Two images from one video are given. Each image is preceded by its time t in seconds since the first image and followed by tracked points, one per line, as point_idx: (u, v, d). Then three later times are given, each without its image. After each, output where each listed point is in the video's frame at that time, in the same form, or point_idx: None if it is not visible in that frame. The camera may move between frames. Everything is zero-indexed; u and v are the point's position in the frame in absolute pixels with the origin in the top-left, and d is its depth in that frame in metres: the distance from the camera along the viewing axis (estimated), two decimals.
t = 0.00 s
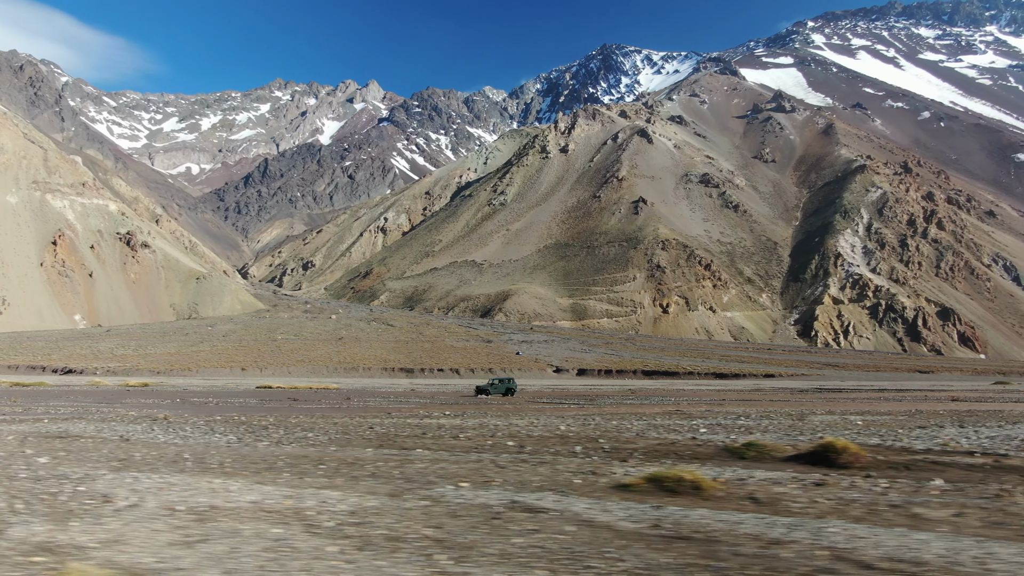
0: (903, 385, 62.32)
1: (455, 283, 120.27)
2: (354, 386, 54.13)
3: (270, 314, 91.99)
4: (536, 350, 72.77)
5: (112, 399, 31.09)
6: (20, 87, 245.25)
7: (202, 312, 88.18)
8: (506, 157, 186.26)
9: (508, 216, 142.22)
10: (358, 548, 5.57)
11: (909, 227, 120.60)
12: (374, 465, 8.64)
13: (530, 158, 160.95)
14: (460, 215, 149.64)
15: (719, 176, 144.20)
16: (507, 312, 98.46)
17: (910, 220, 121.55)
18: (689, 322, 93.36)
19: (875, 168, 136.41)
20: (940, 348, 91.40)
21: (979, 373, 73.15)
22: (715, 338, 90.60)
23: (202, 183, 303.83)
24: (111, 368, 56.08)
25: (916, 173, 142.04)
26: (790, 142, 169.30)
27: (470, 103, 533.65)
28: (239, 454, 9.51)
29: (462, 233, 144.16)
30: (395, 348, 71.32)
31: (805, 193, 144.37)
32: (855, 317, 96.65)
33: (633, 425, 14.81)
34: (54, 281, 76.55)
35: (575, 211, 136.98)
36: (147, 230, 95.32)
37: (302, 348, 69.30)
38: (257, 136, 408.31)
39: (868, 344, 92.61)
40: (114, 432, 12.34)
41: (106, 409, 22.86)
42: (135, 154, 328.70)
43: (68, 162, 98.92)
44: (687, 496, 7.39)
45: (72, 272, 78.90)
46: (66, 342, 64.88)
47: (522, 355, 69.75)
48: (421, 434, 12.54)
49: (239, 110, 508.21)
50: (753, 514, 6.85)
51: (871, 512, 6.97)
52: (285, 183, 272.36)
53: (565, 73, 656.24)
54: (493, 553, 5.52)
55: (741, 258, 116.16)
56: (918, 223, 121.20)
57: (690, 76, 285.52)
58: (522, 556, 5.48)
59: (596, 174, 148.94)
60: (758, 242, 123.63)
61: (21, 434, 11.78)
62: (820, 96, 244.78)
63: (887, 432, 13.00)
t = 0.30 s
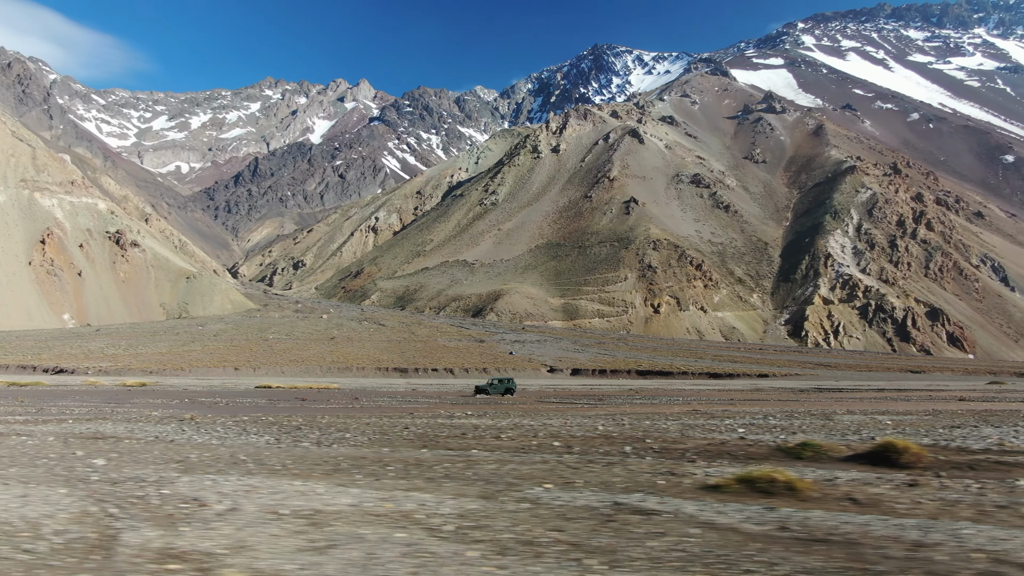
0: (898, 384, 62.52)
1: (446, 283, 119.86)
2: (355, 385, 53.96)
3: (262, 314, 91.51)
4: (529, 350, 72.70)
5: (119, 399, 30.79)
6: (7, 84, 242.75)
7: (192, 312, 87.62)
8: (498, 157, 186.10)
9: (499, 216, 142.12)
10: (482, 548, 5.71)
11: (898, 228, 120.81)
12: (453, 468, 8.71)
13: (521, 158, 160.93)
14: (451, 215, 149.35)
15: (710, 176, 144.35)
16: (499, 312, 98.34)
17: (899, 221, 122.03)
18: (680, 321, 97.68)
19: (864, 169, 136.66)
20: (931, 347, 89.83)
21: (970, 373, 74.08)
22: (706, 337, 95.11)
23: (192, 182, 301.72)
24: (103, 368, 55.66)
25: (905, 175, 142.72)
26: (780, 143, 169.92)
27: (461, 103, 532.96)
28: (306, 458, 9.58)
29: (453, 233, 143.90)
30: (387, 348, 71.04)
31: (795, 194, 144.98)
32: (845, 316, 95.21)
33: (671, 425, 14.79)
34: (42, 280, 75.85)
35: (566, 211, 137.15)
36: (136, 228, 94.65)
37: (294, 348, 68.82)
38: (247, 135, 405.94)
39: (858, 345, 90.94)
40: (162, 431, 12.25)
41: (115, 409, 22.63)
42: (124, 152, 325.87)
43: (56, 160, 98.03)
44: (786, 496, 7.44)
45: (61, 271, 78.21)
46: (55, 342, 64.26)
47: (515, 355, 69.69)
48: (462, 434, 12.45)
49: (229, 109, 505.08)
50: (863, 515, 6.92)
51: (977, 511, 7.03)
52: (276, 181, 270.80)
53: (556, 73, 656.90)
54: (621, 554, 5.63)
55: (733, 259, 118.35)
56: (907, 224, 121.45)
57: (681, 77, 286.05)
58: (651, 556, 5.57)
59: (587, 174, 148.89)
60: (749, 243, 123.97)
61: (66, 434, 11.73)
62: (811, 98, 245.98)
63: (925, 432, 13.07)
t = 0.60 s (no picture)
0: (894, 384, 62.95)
1: (436, 283, 119.29)
2: (356, 385, 53.86)
3: (252, 313, 90.86)
4: (522, 350, 72.59)
5: (128, 398, 30.40)
6: None
7: (181, 311, 86.85)
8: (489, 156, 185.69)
9: (490, 216, 141.99)
10: (616, 548, 5.73)
11: (887, 228, 120.94)
12: (535, 468, 8.71)
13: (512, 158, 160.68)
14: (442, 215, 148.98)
15: (700, 177, 144.39)
16: (490, 312, 98.15)
17: (889, 221, 122.33)
18: (671, 321, 98.22)
19: (853, 170, 137.05)
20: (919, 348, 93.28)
21: (961, 372, 74.38)
22: (697, 337, 95.43)
23: (181, 181, 299.52)
24: (95, 368, 55.27)
25: (895, 176, 142.25)
26: (770, 145, 170.55)
27: (452, 103, 532.04)
28: (374, 461, 9.54)
29: (444, 233, 143.46)
30: (379, 348, 70.68)
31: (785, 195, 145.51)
32: (835, 317, 99.39)
33: (706, 425, 14.82)
34: (30, 279, 75.00)
35: (557, 211, 137.18)
36: (124, 227, 93.94)
37: (285, 348, 68.29)
38: (237, 134, 403.37)
39: (847, 346, 95.07)
40: (204, 432, 12.06)
41: (121, 408, 22.26)
42: (112, 150, 323.11)
43: (44, 158, 97.07)
44: (887, 497, 7.45)
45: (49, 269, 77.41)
46: (43, 342, 63.59)
47: (508, 355, 69.52)
48: (504, 434, 12.33)
49: (219, 108, 501.84)
50: (975, 516, 6.95)
51: None
52: (266, 181, 269.07)
53: (546, 73, 657.46)
54: (757, 553, 5.66)
55: (723, 259, 118.78)
56: (896, 224, 121.56)
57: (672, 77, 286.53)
58: (787, 555, 5.60)
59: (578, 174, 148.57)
60: (739, 243, 124.22)
61: (108, 435, 11.55)
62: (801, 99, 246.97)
63: (965, 432, 13.06)
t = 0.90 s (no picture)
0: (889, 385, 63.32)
1: (428, 283, 118.97)
2: (355, 385, 54.01)
3: (244, 313, 90.51)
4: (515, 350, 72.57)
5: (136, 398, 30.26)
6: None
7: (172, 311, 86.33)
8: (480, 157, 185.51)
9: (482, 215, 141.81)
10: (750, 550, 5.83)
11: (877, 229, 121.71)
12: (616, 470, 8.82)
13: (504, 159, 160.37)
14: (434, 215, 148.62)
15: (691, 178, 144.56)
16: (482, 311, 97.88)
17: (879, 223, 122.74)
18: (662, 322, 98.42)
19: (844, 171, 137.82)
20: (909, 349, 93.79)
21: (952, 373, 74.86)
22: (688, 337, 95.68)
23: (171, 180, 297.44)
24: (87, 368, 54.98)
25: (885, 177, 143.21)
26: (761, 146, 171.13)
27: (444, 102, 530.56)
28: (448, 462, 9.61)
29: (436, 233, 143.11)
30: (372, 348, 70.44)
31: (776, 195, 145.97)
32: (825, 317, 99.66)
33: (744, 425, 14.82)
34: (19, 278, 74.31)
35: (549, 211, 137.17)
36: (115, 226, 93.33)
37: (278, 348, 67.96)
38: (228, 133, 401.24)
39: (838, 346, 95.45)
40: (251, 432, 12.02)
41: (133, 408, 22.21)
42: (101, 149, 320.63)
43: (33, 157, 96.25)
44: (987, 497, 7.57)
45: (38, 268, 76.78)
46: (33, 341, 63.09)
47: (502, 355, 69.49)
48: (550, 434, 12.30)
49: (209, 108, 499.05)
50: None
51: None
52: (256, 181, 267.76)
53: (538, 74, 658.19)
54: (893, 552, 5.75)
55: (714, 259, 118.96)
56: (887, 225, 122.40)
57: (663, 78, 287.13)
58: (926, 554, 5.73)
59: (571, 174, 148.42)
60: (730, 244, 124.45)
61: (158, 439, 11.50)
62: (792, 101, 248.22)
63: (1007, 433, 13.19)
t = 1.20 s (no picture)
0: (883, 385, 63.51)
1: (420, 282, 118.45)
2: (356, 385, 54.01)
3: (235, 312, 90.15)
4: (509, 351, 72.48)
5: (145, 399, 30.31)
6: None
7: (162, 311, 85.83)
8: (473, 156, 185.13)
9: (474, 216, 141.55)
10: (912, 553, 5.83)
11: (868, 230, 122.32)
12: (704, 473, 8.76)
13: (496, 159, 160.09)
14: (426, 215, 148.12)
15: (683, 179, 144.73)
16: (474, 312, 97.44)
17: (869, 223, 123.43)
18: (655, 322, 98.41)
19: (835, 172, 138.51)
20: (899, 350, 94.29)
21: (945, 373, 75.41)
22: (680, 337, 95.74)
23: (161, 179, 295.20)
24: (80, 368, 54.55)
25: (875, 178, 144.10)
26: (753, 146, 171.51)
27: (436, 102, 529.56)
28: (532, 463, 9.59)
29: (428, 233, 142.56)
30: (366, 348, 70.05)
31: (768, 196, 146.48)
32: (817, 318, 99.88)
33: (779, 425, 14.83)
34: (8, 277, 73.37)
35: (542, 211, 137.04)
36: (105, 226, 92.67)
37: (272, 348, 67.51)
38: (218, 133, 398.92)
39: (829, 347, 95.59)
40: (307, 433, 12.01)
41: (141, 410, 21.92)
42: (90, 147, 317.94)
43: (22, 155, 95.35)
44: None
45: (28, 268, 75.90)
46: (23, 341, 62.37)
47: (496, 355, 69.31)
48: (595, 435, 12.23)
49: (200, 107, 496.32)
50: None
51: None
52: (248, 180, 266.26)
53: (529, 74, 658.76)
54: None
55: (706, 260, 119.40)
56: (877, 226, 123.06)
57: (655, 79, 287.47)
58: None
59: (563, 174, 148.30)
60: (722, 245, 124.82)
61: (211, 444, 11.44)
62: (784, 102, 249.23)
63: None
